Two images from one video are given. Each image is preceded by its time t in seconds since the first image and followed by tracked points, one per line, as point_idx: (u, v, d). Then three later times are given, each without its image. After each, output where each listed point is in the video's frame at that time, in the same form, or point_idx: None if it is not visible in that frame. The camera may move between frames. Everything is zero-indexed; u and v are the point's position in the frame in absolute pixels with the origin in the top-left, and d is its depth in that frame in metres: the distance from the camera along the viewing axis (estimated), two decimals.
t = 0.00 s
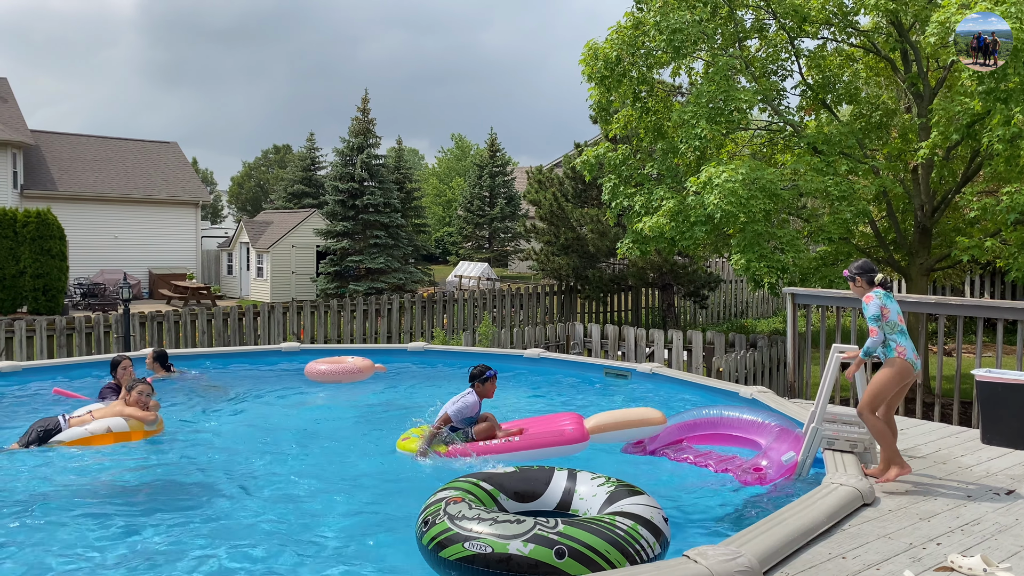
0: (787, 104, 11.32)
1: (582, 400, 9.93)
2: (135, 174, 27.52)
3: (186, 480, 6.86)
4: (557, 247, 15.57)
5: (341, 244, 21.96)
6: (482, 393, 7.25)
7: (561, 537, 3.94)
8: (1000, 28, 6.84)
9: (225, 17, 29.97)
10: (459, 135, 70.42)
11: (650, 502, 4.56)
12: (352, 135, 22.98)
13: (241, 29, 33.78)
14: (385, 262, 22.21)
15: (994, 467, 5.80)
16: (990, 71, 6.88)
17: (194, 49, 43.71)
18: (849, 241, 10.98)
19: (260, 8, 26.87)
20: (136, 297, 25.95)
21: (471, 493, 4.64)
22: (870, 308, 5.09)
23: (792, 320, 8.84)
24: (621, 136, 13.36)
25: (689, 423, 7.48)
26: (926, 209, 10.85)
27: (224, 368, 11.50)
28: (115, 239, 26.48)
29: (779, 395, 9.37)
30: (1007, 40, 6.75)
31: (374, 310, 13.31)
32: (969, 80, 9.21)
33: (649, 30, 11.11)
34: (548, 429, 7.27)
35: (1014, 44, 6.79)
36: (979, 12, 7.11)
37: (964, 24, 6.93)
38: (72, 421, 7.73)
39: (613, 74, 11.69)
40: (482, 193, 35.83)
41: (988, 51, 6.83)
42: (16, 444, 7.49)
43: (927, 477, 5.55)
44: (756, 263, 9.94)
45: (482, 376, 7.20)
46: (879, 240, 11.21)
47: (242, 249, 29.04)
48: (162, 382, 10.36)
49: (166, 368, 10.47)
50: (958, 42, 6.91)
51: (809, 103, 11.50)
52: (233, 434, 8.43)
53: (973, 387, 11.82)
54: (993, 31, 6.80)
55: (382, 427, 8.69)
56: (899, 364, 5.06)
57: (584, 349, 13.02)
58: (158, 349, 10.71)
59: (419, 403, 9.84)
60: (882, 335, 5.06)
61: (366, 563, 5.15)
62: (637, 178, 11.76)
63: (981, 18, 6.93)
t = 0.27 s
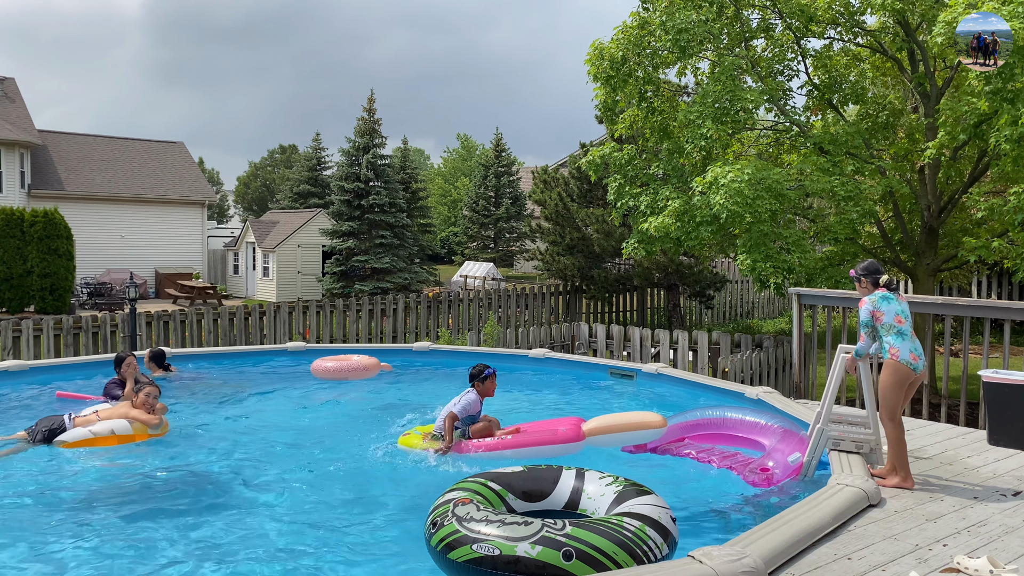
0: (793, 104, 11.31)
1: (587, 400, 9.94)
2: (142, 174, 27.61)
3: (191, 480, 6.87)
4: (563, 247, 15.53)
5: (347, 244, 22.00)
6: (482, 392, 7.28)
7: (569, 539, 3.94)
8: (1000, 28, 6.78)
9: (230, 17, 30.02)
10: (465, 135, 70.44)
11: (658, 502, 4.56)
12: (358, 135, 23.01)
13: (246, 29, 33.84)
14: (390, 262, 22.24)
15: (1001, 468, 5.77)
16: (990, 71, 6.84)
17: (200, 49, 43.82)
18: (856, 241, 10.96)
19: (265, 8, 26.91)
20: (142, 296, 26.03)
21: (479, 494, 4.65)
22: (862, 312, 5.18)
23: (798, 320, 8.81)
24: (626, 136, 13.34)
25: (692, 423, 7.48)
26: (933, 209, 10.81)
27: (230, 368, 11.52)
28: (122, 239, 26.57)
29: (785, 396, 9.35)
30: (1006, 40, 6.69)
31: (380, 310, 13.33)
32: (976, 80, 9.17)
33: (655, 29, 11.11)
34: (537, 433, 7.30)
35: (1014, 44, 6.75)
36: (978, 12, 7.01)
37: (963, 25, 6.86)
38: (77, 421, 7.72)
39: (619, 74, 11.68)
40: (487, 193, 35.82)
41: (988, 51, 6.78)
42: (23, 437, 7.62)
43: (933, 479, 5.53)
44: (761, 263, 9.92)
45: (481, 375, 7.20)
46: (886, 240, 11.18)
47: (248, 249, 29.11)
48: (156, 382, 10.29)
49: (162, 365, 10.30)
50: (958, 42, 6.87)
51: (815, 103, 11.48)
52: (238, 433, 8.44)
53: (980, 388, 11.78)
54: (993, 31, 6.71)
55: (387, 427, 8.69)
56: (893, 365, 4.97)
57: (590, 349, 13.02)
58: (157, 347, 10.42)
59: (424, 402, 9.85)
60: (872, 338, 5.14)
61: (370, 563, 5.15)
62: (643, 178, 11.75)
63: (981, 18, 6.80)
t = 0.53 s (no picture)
0: (799, 104, 11.29)
1: (592, 400, 9.93)
2: (147, 173, 27.67)
3: (196, 479, 6.88)
4: (568, 246, 15.48)
5: (352, 244, 22.03)
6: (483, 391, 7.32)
7: (576, 539, 3.94)
8: (1001, 28, 6.74)
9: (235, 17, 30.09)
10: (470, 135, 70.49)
11: (666, 502, 4.55)
12: (364, 135, 23.03)
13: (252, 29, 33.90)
14: (396, 262, 22.27)
15: (1008, 469, 5.75)
16: (990, 71, 6.80)
17: (206, 49, 43.92)
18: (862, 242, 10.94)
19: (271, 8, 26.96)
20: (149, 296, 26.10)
21: (487, 493, 4.66)
22: (880, 313, 5.16)
23: (804, 321, 8.79)
24: (632, 136, 13.34)
25: (694, 422, 7.42)
26: (939, 209, 10.78)
27: (236, 367, 11.55)
28: (128, 239, 26.65)
29: (791, 396, 9.32)
30: (1007, 40, 6.66)
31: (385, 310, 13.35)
32: (983, 80, 9.12)
33: (661, 29, 11.09)
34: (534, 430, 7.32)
35: (1015, 44, 6.71)
36: (979, 12, 6.96)
37: (964, 24, 6.83)
38: (85, 423, 7.73)
39: (624, 73, 11.67)
40: (492, 193, 35.83)
41: (988, 51, 6.75)
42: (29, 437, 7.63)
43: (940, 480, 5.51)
44: (767, 263, 9.90)
45: (482, 373, 7.24)
46: (892, 240, 11.15)
47: (253, 249, 29.16)
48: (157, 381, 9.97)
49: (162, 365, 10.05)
50: (958, 42, 6.84)
51: (821, 103, 11.48)
52: (243, 432, 8.46)
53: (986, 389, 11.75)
54: (994, 30, 6.68)
55: (392, 426, 8.70)
56: (907, 368, 5.00)
57: (595, 349, 13.02)
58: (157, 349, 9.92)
59: (429, 402, 9.86)
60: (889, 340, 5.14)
61: (374, 563, 5.15)
62: (648, 177, 11.75)
63: (981, 19, 6.80)
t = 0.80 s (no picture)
0: (804, 104, 11.28)
1: (596, 400, 9.93)
2: (152, 173, 27.72)
3: (200, 478, 6.90)
4: (572, 247, 15.66)
5: (356, 244, 22.05)
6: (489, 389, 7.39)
7: (583, 532, 3.95)
8: (1001, 28, 6.72)
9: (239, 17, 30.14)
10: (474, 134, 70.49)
11: (673, 501, 4.56)
12: (367, 135, 23.04)
13: (256, 29, 33.95)
14: (400, 261, 22.30)
15: (1013, 471, 5.73)
16: (989, 71, 6.78)
17: (210, 49, 44.00)
18: (866, 242, 10.93)
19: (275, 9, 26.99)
20: (153, 295, 26.16)
21: (494, 490, 4.66)
22: (907, 310, 5.09)
23: (808, 321, 8.77)
24: (636, 135, 13.33)
25: (695, 422, 7.41)
26: (944, 209, 10.76)
27: (241, 366, 11.58)
28: (133, 238, 26.72)
29: (794, 397, 9.30)
30: (1007, 40, 6.63)
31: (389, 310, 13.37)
32: (989, 79, 9.06)
33: (665, 29, 11.09)
34: (542, 429, 7.41)
35: (1014, 44, 6.68)
36: (979, 11, 6.94)
37: (963, 24, 6.81)
38: (93, 422, 7.77)
39: (628, 73, 11.65)
40: (496, 193, 35.83)
41: (988, 51, 6.72)
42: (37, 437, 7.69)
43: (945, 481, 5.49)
44: (771, 263, 9.89)
45: (492, 371, 7.31)
46: (897, 240, 11.13)
47: (258, 248, 29.21)
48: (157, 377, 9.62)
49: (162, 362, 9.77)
50: (957, 42, 6.82)
51: (826, 102, 11.47)
52: (248, 432, 8.48)
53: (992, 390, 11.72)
54: (993, 30, 6.66)
55: (396, 426, 8.71)
56: (926, 369, 5.04)
57: (599, 349, 13.02)
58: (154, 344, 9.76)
59: (433, 401, 9.87)
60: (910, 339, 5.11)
61: (377, 562, 5.16)
62: (652, 177, 11.75)
63: (981, 19, 6.79)
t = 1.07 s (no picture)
0: (806, 104, 11.28)
1: (598, 400, 9.93)
2: (155, 173, 27.77)
3: (203, 478, 6.91)
4: (575, 246, 15.61)
5: (359, 244, 22.07)
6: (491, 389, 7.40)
7: (589, 535, 3.96)
8: (1000, 27, 6.71)
9: (243, 17, 30.19)
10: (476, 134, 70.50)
11: (680, 502, 4.56)
12: (370, 135, 23.05)
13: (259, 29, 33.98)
14: (402, 261, 22.32)
15: (1015, 471, 5.73)
16: (990, 71, 6.77)
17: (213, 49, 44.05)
18: (869, 242, 10.93)
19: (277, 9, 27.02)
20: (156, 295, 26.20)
21: (501, 490, 4.66)
22: (919, 307, 5.11)
23: (810, 321, 8.76)
24: (638, 136, 13.32)
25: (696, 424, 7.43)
26: (947, 210, 10.75)
27: (244, 366, 11.60)
28: (136, 238, 26.77)
29: (797, 397, 9.30)
30: (1007, 40, 6.62)
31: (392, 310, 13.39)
32: (992, 79, 9.00)
33: (667, 29, 11.08)
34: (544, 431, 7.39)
35: (1015, 44, 6.67)
36: (979, 11, 6.93)
37: (963, 24, 6.80)
38: (99, 419, 7.75)
39: (631, 73, 11.65)
40: (499, 193, 35.84)
41: (988, 51, 6.72)
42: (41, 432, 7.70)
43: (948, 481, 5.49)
44: (774, 263, 9.89)
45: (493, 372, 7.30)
46: (900, 240, 11.13)
47: (260, 248, 29.25)
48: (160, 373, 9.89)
49: (161, 357, 9.96)
50: (958, 42, 6.81)
51: (829, 102, 11.48)
52: (250, 432, 8.49)
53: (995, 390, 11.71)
54: (993, 30, 6.65)
55: (399, 425, 8.72)
56: (936, 366, 5.08)
57: (601, 349, 13.03)
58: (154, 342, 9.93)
59: (436, 401, 9.88)
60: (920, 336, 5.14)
61: (380, 562, 5.16)
62: (654, 178, 11.76)
63: (981, 19, 6.76)
